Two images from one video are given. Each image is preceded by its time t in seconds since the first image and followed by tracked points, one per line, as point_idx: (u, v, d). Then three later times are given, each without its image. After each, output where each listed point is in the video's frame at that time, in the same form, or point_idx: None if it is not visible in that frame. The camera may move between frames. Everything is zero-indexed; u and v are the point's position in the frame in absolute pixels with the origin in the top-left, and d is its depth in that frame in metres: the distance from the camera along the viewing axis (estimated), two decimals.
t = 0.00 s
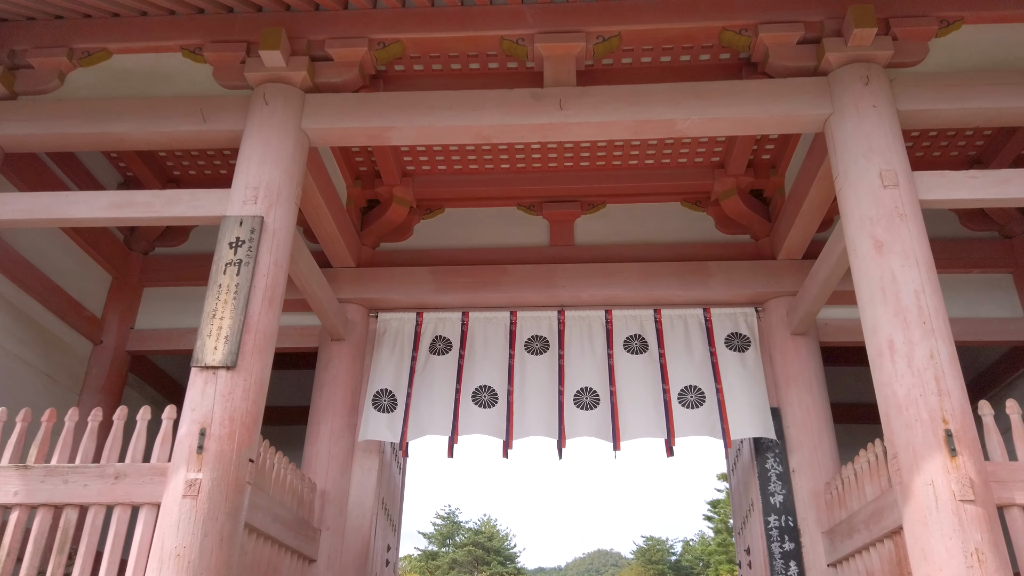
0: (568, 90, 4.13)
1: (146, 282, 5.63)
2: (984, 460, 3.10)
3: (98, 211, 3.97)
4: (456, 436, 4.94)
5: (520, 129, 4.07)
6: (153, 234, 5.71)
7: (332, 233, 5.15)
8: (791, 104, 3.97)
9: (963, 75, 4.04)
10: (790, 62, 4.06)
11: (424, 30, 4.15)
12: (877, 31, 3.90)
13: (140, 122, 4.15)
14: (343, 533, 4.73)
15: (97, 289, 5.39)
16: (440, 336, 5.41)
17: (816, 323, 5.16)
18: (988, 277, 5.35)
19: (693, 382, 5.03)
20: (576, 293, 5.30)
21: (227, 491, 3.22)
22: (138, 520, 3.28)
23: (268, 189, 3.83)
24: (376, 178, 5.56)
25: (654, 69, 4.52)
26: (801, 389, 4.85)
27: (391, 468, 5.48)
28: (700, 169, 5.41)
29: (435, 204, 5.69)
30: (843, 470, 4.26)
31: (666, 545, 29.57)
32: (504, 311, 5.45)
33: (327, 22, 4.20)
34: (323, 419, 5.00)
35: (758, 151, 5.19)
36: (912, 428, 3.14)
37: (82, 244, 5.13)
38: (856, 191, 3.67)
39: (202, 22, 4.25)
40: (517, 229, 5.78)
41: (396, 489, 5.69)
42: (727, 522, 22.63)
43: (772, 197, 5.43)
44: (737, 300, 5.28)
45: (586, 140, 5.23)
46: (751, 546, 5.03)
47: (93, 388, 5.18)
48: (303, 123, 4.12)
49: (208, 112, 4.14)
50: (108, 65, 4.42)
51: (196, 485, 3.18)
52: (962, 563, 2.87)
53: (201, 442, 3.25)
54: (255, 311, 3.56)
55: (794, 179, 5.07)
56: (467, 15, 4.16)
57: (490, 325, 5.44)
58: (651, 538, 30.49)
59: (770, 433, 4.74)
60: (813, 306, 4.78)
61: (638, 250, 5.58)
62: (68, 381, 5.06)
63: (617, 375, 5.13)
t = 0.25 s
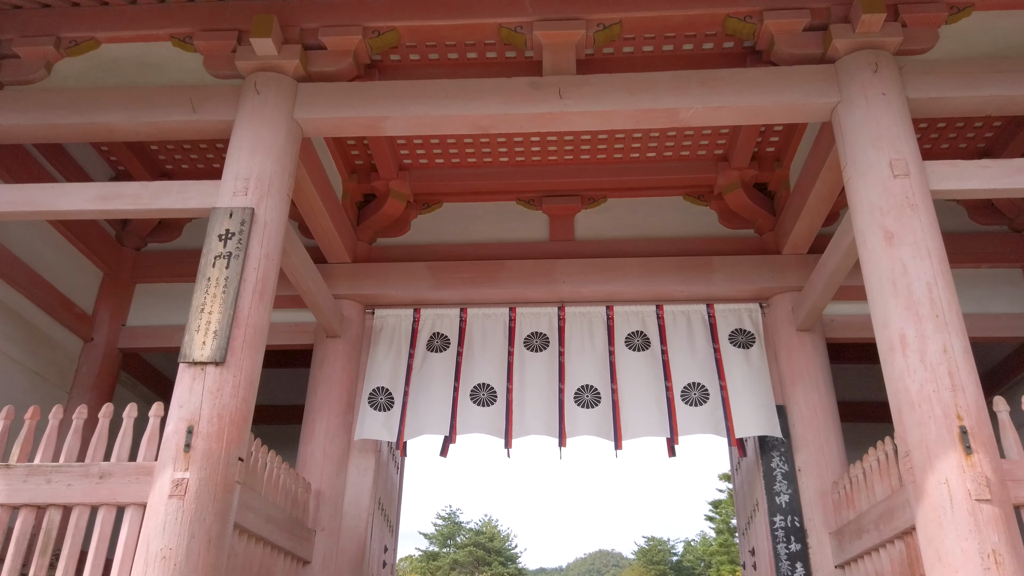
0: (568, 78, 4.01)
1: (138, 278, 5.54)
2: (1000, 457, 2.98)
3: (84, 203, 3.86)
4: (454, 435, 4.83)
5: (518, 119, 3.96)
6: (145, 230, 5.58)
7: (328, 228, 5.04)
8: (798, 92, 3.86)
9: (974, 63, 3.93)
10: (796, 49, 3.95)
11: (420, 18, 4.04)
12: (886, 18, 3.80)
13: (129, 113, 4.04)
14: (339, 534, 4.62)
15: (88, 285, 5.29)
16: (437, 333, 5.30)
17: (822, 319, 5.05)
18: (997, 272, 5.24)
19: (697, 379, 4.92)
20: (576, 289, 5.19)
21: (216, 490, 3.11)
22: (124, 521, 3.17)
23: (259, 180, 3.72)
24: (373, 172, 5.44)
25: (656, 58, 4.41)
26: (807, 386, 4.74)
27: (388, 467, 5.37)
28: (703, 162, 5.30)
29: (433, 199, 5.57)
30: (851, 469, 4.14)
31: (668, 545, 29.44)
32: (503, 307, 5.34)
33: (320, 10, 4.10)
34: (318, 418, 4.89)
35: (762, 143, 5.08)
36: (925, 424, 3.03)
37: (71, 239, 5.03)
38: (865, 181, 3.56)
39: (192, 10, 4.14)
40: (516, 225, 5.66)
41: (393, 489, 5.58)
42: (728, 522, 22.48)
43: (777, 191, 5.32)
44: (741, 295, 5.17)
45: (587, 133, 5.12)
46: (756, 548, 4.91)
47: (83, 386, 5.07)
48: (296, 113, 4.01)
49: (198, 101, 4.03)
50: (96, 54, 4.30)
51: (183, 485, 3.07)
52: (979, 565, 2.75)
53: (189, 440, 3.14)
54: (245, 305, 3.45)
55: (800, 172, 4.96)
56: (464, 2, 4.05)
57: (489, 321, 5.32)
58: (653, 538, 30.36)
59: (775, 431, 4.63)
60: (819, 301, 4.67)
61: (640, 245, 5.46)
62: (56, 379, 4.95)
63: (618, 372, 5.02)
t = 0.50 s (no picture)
0: (569, 63, 3.91)
1: (131, 272, 5.43)
2: (1018, 451, 2.87)
3: (73, 191, 3.76)
4: (453, 432, 4.72)
5: (518, 104, 3.85)
6: (139, 223, 5.49)
7: (324, 219, 4.94)
8: (806, 77, 3.76)
9: (987, 47, 3.82)
10: (804, 34, 3.85)
11: (417, 2, 3.94)
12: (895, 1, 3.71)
13: (119, 99, 3.94)
14: (335, 532, 4.51)
15: (80, 279, 5.19)
16: (436, 327, 5.19)
17: (829, 313, 4.94)
18: (1007, 265, 5.13)
19: (701, 373, 4.81)
20: (578, 282, 5.08)
21: (205, 485, 3.01)
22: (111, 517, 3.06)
23: (252, 168, 3.62)
24: (371, 163, 5.34)
25: (660, 44, 4.31)
26: (814, 381, 4.63)
27: (386, 464, 5.27)
28: (707, 152, 5.20)
29: (432, 191, 5.47)
30: (860, 465, 4.03)
31: (669, 545, 29.31)
32: (503, 301, 5.23)
33: None
34: (314, 414, 4.79)
35: (768, 132, 4.99)
36: (940, 417, 2.92)
37: (66, 233, 4.94)
38: (876, 167, 3.45)
39: None
40: (516, 217, 5.56)
41: (392, 487, 5.48)
42: (730, 522, 22.34)
43: (782, 182, 5.21)
44: (746, 288, 5.06)
45: (589, 122, 5.02)
46: (762, 546, 4.81)
47: (75, 381, 4.97)
48: (290, 99, 3.91)
49: (191, 88, 3.93)
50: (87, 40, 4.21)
51: (172, 479, 2.96)
52: (998, 562, 2.64)
53: (178, 433, 3.04)
54: (237, 295, 3.35)
55: (807, 162, 4.85)
56: None
57: (489, 315, 5.22)
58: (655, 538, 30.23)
59: (781, 426, 4.52)
60: (827, 293, 4.56)
61: (642, 237, 5.35)
62: (47, 374, 4.85)
63: (621, 367, 4.91)
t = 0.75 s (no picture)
0: (574, 51, 3.77)
1: (123, 269, 5.31)
2: None
3: (58, 183, 3.62)
4: (453, 434, 4.58)
5: (521, 94, 3.72)
6: (131, 218, 5.36)
7: (321, 214, 4.81)
8: (819, 65, 3.62)
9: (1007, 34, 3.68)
10: (817, 20, 3.72)
11: None
12: None
13: (107, 88, 3.80)
14: (331, 537, 4.38)
15: (70, 276, 5.05)
16: (436, 326, 5.06)
17: (840, 311, 4.79)
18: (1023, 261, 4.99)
19: (709, 373, 4.67)
20: (581, 279, 4.94)
21: (193, 490, 2.87)
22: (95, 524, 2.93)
23: (244, 159, 3.49)
24: (369, 157, 5.21)
25: (667, 32, 4.17)
26: (825, 381, 4.49)
27: (385, 466, 5.13)
28: (714, 146, 5.06)
29: (432, 186, 5.33)
30: (875, 468, 3.89)
31: (671, 545, 29.17)
32: (504, 298, 5.09)
33: None
34: (310, 414, 4.65)
35: (777, 125, 4.85)
36: (964, 419, 2.78)
37: (53, 227, 4.82)
38: (893, 158, 3.31)
39: None
40: (518, 213, 5.42)
41: (390, 489, 5.34)
42: (732, 522, 22.20)
43: (792, 176, 5.07)
44: (754, 286, 4.92)
45: (593, 115, 4.88)
46: (771, 551, 4.67)
47: (64, 380, 4.83)
48: (284, 88, 3.77)
49: (181, 77, 3.80)
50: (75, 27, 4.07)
51: (158, 484, 2.83)
52: None
53: (165, 436, 2.90)
54: (228, 291, 3.21)
55: (817, 155, 4.71)
56: None
57: (490, 313, 5.08)
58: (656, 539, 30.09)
59: (792, 428, 4.38)
60: (838, 290, 4.42)
61: (647, 233, 5.21)
62: (36, 373, 4.71)
63: (626, 366, 4.77)
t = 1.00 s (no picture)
0: (576, 41, 3.65)
1: (113, 266, 5.18)
2: None
3: (42, 176, 3.50)
4: (451, 435, 4.47)
5: (521, 85, 3.60)
6: (121, 214, 5.25)
7: (315, 210, 4.69)
8: (829, 55, 3.51)
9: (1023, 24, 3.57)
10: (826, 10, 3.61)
11: None
12: None
13: (93, 79, 3.68)
14: (325, 541, 4.26)
15: (58, 272, 4.93)
16: (433, 324, 4.94)
17: (847, 309, 4.68)
18: None
19: (713, 373, 4.56)
20: (582, 276, 4.82)
21: (179, 496, 2.75)
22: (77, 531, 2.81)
23: (234, 152, 3.37)
24: (365, 151, 5.09)
25: (671, 22, 4.05)
26: (832, 381, 4.38)
27: (381, 468, 5.02)
28: (718, 140, 4.95)
29: (429, 181, 5.21)
30: (884, 471, 3.79)
31: (669, 543, 29.09)
32: (504, 296, 4.98)
33: None
34: (304, 415, 4.53)
35: (783, 119, 4.74)
36: (982, 422, 2.66)
37: (41, 223, 4.69)
38: (906, 152, 3.20)
39: None
40: (517, 208, 5.30)
41: (386, 491, 5.23)
42: (731, 520, 22.11)
43: (797, 171, 4.96)
44: (759, 283, 4.81)
45: (594, 108, 4.76)
46: (776, 555, 4.56)
47: (51, 380, 4.71)
48: (276, 79, 3.65)
49: (170, 67, 3.67)
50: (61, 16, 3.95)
51: (143, 489, 2.71)
52: None
53: (150, 439, 2.78)
54: (216, 288, 3.09)
55: (824, 149, 4.60)
56: None
57: (488, 311, 4.96)
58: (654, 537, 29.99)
59: (798, 430, 4.27)
60: (846, 288, 4.31)
61: (650, 230, 5.09)
62: (22, 372, 4.59)
63: (628, 366, 4.65)
